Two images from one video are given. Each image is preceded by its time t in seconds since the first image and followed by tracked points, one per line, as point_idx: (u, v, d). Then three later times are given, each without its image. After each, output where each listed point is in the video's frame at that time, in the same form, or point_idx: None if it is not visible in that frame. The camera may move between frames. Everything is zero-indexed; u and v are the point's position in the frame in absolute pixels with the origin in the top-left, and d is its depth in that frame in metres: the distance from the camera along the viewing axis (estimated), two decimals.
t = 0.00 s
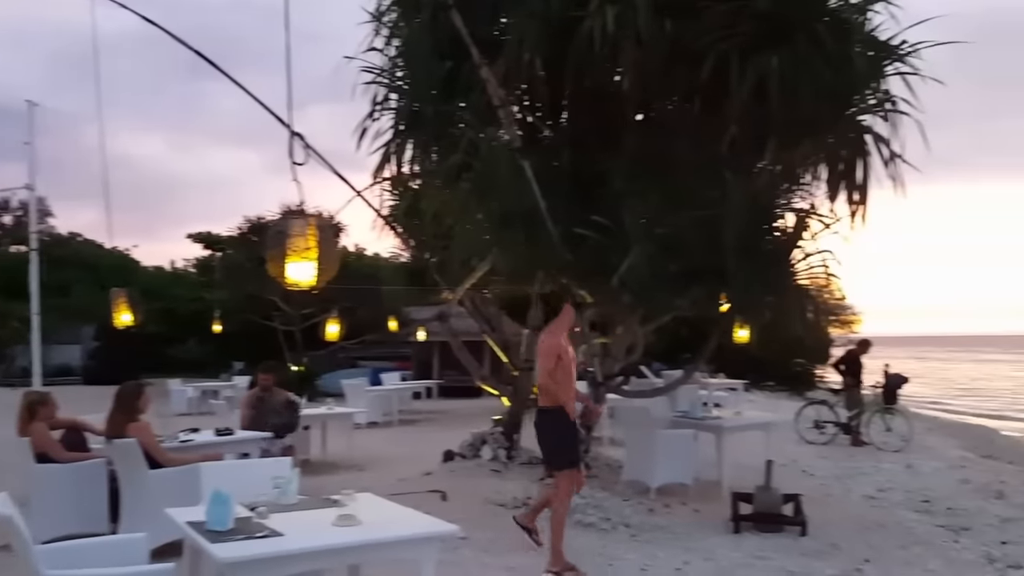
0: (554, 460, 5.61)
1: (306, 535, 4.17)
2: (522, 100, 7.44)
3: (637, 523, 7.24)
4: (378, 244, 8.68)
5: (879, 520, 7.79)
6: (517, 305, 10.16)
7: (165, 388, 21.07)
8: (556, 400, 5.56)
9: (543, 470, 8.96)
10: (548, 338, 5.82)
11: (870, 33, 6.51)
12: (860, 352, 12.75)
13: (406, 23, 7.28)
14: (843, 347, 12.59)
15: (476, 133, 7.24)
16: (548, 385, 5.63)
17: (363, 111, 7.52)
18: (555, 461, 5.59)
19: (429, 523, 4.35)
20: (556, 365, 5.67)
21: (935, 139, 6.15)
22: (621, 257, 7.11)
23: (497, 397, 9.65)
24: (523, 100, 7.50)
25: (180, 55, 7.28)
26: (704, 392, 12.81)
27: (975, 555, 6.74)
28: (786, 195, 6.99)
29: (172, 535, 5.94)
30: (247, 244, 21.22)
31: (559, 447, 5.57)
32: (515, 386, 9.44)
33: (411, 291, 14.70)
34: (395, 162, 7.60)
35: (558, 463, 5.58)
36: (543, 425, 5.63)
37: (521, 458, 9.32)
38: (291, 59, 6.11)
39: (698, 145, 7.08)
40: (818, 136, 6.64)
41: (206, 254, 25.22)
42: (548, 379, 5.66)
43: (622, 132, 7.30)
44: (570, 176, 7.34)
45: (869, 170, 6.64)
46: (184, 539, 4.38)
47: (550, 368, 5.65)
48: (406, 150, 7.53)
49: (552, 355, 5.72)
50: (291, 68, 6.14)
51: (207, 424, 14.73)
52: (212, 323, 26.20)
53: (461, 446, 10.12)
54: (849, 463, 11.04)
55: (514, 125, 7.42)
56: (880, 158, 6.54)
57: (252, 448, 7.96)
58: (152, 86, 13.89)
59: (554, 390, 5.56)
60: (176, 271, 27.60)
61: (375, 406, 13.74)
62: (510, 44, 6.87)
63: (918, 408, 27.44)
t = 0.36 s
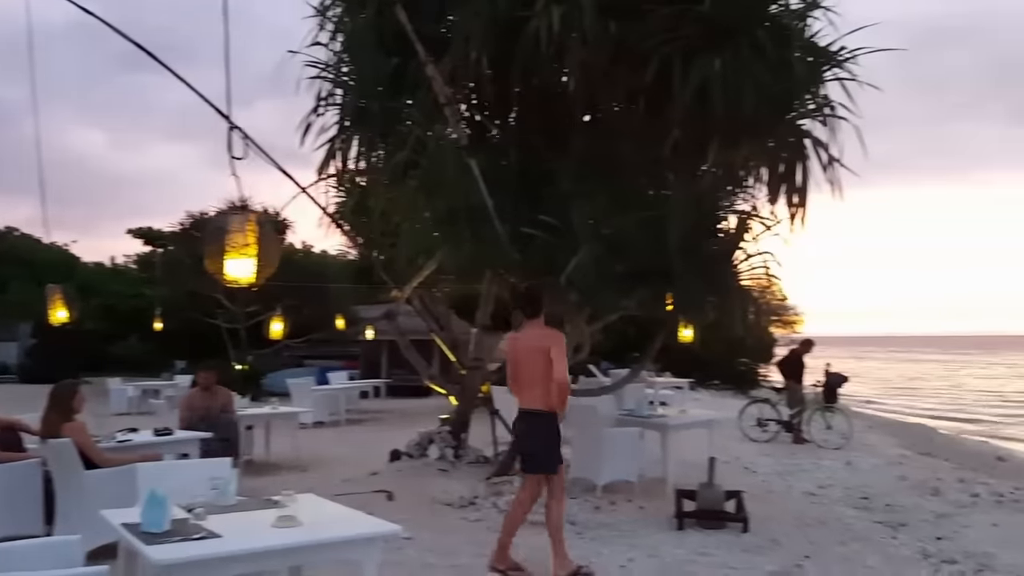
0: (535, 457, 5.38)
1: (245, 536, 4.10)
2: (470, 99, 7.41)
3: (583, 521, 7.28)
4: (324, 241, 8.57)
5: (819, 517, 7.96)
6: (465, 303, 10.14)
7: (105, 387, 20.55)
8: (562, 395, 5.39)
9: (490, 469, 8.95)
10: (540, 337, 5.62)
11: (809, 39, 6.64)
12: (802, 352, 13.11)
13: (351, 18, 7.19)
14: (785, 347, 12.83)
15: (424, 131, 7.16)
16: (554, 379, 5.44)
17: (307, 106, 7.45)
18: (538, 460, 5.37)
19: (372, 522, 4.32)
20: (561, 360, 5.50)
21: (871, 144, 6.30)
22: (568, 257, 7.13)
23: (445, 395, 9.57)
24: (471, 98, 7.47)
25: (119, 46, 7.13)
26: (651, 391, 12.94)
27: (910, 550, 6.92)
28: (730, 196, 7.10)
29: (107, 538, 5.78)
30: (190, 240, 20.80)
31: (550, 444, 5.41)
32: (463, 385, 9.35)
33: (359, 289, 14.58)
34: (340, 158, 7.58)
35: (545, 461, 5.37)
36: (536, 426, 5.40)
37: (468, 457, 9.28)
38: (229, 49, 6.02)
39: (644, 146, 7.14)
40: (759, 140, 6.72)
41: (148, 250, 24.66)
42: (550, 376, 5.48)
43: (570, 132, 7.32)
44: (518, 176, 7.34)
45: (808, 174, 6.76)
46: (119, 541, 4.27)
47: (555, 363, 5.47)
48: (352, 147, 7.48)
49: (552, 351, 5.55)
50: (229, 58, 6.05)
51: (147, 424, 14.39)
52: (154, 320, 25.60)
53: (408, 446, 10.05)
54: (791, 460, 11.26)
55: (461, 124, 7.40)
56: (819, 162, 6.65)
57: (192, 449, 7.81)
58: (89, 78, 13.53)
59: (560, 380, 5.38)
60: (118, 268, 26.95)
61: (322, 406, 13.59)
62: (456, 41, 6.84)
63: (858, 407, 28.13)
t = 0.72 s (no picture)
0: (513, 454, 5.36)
1: (176, 539, 4.01)
2: (412, 96, 7.38)
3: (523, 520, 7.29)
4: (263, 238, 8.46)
5: (755, 513, 8.12)
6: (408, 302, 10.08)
7: (33, 387, 19.90)
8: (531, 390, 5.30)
9: (431, 468, 8.91)
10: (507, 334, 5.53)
11: (746, 44, 6.76)
12: (739, 350, 13.37)
13: (291, 12, 7.10)
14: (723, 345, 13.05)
15: (366, 128, 7.11)
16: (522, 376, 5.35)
17: (245, 100, 7.38)
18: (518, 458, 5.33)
19: (307, 524, 4.26)
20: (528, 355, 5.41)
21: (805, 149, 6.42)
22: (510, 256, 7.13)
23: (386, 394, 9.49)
24: (413, 96, 7.46)
25: (48, 35, 6.91)
26: (592, 390, 13.05)
27: (841, 545, 7.10)
28: (670, 198, 7.20)
29: (31, 544, 5.60)
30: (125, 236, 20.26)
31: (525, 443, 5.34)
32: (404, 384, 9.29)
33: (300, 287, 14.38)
34: (278, 154, 7.51)
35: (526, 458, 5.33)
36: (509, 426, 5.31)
37: (409, 457, 9.23)
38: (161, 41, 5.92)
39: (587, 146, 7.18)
40: (697, 142, 6.81)
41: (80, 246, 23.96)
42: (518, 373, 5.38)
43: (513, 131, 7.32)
44: (460, 174, 7.31)
45: (744, 177, 6.92)
46: (42, 546, 4.13)
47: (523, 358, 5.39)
48: (291, 143, 7.43)
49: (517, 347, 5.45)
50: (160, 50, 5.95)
51: (77, 425, 13.97)
52: (86, 318, 24.87)
53: (348, 446, 9.96)
54: (729, 457, 11.46)
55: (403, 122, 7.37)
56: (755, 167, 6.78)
57: (124, 450, 7.59)
58: (16, 68, 13.07)
59: (527, 376, 5.29)
60: (47, 264, 26.11)
61: (260, 406, 13.37)
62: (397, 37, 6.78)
63: (793, 404, 28.81)
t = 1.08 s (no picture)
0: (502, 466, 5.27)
1: (94, 542, 3.88)
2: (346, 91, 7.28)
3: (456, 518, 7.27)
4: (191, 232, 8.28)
5: (685, 507, 8.27)
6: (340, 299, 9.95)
7: None
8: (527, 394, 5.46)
9: (364, 467, 8.83)
10: (497, 338, 5.52)
11: (678, 46, 6.88)
12: (670, 347, 13.58)
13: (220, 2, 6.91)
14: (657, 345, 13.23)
15: (297, 122, 6.90)
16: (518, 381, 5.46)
17: (171, 91, 7.18)
18: (507, 469, 5.27)
19: (232, 525, 4.18)
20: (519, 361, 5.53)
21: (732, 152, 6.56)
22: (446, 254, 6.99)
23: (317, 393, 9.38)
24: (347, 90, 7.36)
25: None
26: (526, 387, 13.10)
27: (767, 538, 7.28)
28: (605, 197, 7.27)
29: None
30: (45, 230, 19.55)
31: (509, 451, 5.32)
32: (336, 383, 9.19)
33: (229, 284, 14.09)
34: (206, 147, 7.36)
35: (512, 467, 5.29)
36: (504, 433, 5.29)
37: (341, 456, 9.15)
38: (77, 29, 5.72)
39: (523, 144, 7.17)
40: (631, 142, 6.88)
41: None
42: (509, 379, 5.46)
43: (449, 129, 7.29)
44: (396, 169, 7.20)
45: (676, 177, 7.10)
46: None
47: (518, 364, 5.50)
48: (221, 137, 7.28)
49: (509, 351, 5.50)
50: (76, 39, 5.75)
51: None
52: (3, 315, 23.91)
53: (277, 446, 9.82)
54: (660, 453, 11.65)
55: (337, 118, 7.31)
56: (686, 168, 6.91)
57: (43, 451, 7.32)
58: None
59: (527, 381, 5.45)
60: None
61: (187, 406, 13.06)
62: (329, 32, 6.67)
63: (724, 401, 29.43)
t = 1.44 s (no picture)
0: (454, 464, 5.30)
1: (9, 549, 3.76)
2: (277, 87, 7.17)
3: (390, 518, 7.24)
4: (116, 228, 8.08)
5: (617, 502, 8.39)
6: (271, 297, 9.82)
7: None
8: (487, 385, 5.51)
9: (297, 468, 8.72)
10: (463, 332, 5.50)
11: (607, 47, 6.96)
12: (604, 344, 13.74)
13: None
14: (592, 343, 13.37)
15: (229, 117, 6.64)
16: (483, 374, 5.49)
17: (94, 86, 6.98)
18: (461, 467, 5.30)
19: (155, 529, 4.09)
20: (482, 354, 5.58)
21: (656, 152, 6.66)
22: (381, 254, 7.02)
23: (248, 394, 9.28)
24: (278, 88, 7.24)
25: None
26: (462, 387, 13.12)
27: (697, 531, 7.44)
28: (538, 198, 7.33)
29: None
30: None
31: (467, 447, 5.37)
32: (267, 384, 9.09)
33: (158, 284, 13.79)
34: (131, 142, 7.20)
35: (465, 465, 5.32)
36: (467, 427, 5.31)
37: (273, 457, 9.14)
38: None
39: (457, 142, 7.05)
40: (564, 143, 6.96)
41: None
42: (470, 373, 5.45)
43: (381, 125, 7.12)
44: (328, 169, 7.13)
45: (607, 176, 7.18)
46: None
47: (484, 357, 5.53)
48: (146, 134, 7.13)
49: (472, 345, 5.50)
50: None
51: None
52: None
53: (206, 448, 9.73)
54: (595, 450, 11.79)
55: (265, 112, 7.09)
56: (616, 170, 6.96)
57: None
58: None
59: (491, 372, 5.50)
60: None
61: (112, 409, 12.74)
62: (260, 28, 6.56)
63: (659, 399, 29.91)
